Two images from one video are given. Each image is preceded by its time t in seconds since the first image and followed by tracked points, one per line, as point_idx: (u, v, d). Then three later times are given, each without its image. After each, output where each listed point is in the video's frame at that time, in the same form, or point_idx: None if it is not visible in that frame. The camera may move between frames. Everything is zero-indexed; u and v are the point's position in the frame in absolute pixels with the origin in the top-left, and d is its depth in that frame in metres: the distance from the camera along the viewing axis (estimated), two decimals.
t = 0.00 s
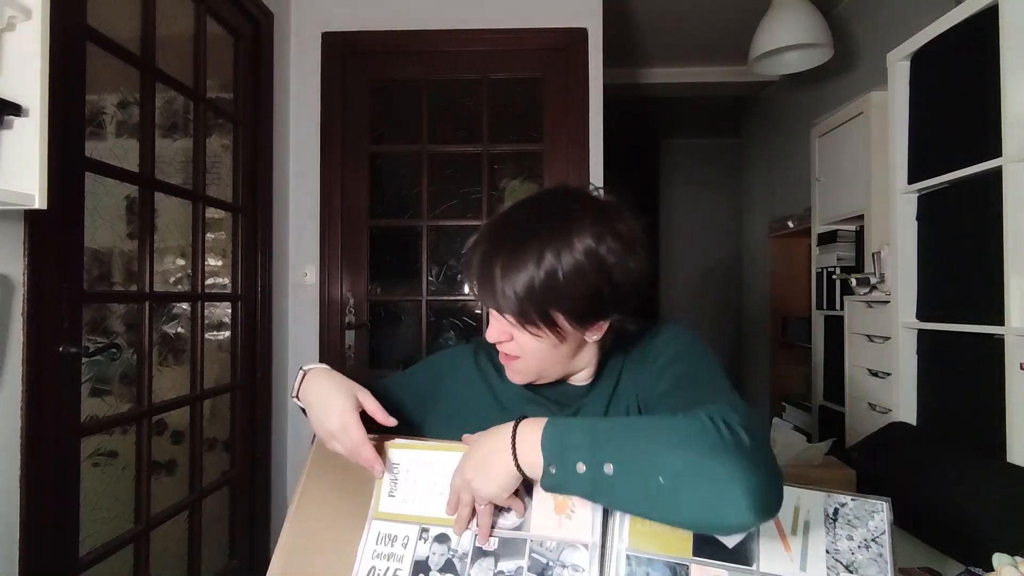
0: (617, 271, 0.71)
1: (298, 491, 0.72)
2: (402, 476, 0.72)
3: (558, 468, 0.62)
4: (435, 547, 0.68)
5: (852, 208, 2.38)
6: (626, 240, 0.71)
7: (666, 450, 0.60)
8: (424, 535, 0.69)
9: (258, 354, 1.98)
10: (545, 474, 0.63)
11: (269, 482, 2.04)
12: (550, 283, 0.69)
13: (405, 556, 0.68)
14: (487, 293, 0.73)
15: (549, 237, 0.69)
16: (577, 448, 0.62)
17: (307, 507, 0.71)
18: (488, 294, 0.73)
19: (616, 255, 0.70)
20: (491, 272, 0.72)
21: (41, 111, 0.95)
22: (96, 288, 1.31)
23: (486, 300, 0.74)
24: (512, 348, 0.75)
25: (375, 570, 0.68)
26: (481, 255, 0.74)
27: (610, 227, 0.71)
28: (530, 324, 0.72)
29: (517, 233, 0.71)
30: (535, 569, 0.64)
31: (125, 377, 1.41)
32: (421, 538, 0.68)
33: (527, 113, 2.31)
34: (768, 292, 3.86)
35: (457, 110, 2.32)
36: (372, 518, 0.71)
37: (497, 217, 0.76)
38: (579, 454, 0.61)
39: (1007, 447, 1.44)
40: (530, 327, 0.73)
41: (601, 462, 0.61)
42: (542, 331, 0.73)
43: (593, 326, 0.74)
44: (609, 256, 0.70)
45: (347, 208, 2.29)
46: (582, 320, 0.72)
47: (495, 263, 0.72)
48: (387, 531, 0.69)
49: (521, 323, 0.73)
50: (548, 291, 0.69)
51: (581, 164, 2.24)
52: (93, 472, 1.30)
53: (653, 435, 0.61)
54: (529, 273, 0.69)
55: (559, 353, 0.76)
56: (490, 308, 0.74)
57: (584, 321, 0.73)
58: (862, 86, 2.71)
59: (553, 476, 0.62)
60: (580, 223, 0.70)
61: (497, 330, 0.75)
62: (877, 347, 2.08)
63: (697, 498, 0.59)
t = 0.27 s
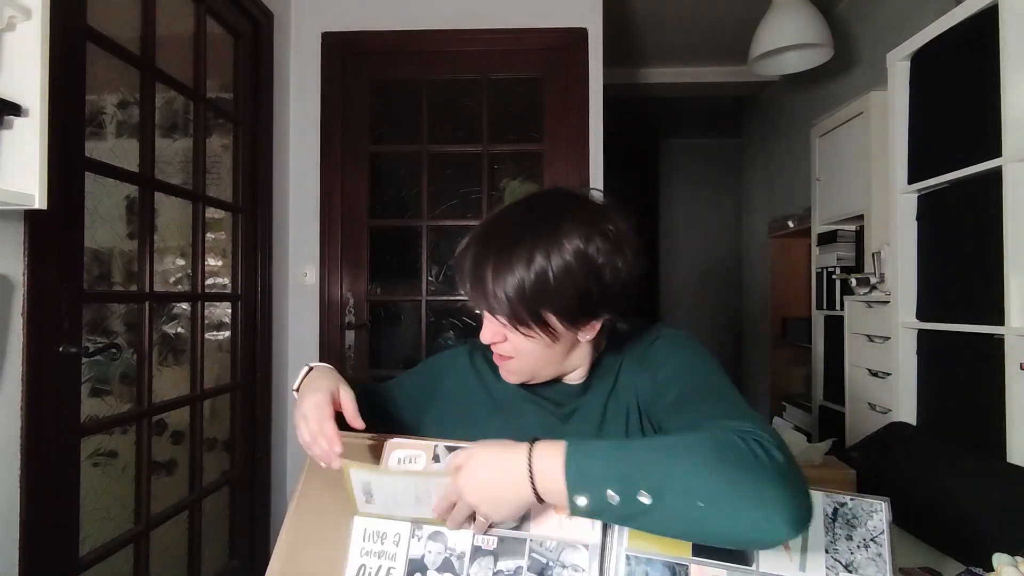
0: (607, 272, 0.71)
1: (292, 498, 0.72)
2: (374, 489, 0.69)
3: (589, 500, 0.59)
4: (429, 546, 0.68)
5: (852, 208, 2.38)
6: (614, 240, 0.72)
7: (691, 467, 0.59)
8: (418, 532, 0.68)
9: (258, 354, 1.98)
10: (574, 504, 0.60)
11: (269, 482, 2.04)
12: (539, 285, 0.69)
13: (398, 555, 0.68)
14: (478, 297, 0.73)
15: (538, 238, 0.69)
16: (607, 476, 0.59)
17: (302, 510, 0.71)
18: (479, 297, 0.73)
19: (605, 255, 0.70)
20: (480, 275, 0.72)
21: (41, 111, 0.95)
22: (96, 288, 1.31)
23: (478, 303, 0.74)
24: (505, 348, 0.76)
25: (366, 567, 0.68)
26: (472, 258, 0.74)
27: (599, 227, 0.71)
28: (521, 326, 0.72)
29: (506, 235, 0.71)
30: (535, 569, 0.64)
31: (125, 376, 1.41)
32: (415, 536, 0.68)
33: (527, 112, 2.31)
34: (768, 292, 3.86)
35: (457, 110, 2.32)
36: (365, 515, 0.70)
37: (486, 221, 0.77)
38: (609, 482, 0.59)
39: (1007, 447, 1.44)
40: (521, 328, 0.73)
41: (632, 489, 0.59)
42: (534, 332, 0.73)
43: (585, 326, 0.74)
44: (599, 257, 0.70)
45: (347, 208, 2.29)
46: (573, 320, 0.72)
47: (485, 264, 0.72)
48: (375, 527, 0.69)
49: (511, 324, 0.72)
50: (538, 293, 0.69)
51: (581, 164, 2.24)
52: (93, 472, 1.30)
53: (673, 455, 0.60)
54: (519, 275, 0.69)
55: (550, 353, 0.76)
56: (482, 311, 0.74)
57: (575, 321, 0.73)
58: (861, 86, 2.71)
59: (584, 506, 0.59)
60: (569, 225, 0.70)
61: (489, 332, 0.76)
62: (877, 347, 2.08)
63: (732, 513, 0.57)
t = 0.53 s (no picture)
0: (608, 271, 0.71)
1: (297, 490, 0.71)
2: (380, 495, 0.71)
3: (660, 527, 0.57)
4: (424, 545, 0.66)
5: (852, 208, 2.38)
6: (614, 240, 0.72)
7: (761, 481, 0.57)
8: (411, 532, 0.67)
9: (257, 354, 1.98)
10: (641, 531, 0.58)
11: (269, 482, 2.04)
12: (543, 285, 0.69)
13: (389, 556, 0.66)
14: (481, 300, 0.72)
15: (540, 238, 0.69)
16: (680, 502, 0.57)
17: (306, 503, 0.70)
18: (483, 300, 0.72)
19: (606, 254, 0.70)
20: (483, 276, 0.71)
21: (41, 111, 0.95)
22: (96, 288, 1.31)
23: (480, 307, 0.73)
24: (508, 353, 0.76)
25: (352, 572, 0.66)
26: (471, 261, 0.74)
27: (598, 227, 0.71)
28: (524, 328, 0.72)
29: (507, 237, 0.71)
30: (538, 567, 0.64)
31: (125, 376, 1.40)
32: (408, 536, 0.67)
33: (527, 113, 2.31)
34: (768, 292, 3.86)
35: (457, 110, 2.32)
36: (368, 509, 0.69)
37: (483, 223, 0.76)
38: (684, 506, 0.57)
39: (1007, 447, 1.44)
40: (525, 329, 0.72)
41: (707, 511, 0.57)
42: (539, 335, 0.73)
43: (589, 327, 0.74)
44: (600, 257, 0.70)
45: (347, 208, 2.29)
46: (577, 320, 0.72)
47: (486, 267, 0.71)
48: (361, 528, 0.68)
49: (516, 326, 0.72)
50: (542, 294, 0.69)
51: (581, 164, 2.24)
52: (93, 472, 1.30)
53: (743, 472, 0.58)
54: (522, 276, 0.69)
55: (554, 355, 0.77)
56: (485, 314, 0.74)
57: (580, 321, 0.72)
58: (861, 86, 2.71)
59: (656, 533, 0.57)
60: (567, 223, 0.70)
61: (493, 335, 0.76)
62: (877, 347, 2.08)
63: (807, 522, 0.57)
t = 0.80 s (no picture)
0: (612, 257, 0.72)
1: (298, 490, 0.71)
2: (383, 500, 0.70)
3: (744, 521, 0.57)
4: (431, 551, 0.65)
5: (852, 208, 2.38)
6: (612, 227, 0.73)
7: (831, 481, 0.60)
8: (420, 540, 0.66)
9: (257, 354, 1.98)
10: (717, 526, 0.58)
11: (269, 482, 2.04)
12: (554, 275, 0.69)
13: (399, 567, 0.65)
14: (490, 298, 0.71)
15: (543, 229, 0.70)
16: (761, 497, 0.58)
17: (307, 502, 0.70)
18: (493, 298, 0.71)
19: (607, 242, 0.72)
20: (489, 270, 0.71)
21: (41, 111, 0.95)
22: (96, 288, 1.31)
23: (489, 305, 0.71)
24: (521, 354, 0.75)
25: None
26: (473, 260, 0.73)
27: (595, 216, 0.73)
28: (535, 320, 0.71)
29: (509, 232, 0.71)
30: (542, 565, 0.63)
31: (125, 376, 1.41)
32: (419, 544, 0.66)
33: (527, 112, 2.31)
34: (768, 292, 3.86)
35: (457, 109, 2.32)
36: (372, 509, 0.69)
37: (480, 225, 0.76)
38: (763, 500, 0.58)
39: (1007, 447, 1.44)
40: (536, 321, 0.71)
41: (786, 506, 0.58)
42: (556, 324, 0.72)
43: (598, 313, 0.74)
44: (602, 243, 0.71)
45: (347, 208, 2.28)
46: (588, 306, 0.72)
47: (492, 263, 0.70)
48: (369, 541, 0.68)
49: (529, 319, 0.71)
50: (553, 284, 0.69)
51: (581, 164, 2.24)
52: (93, 472, 1.30)
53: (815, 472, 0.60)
54: (532, 268, 0.68)
55: (567, 346, 0.75)
56: (492, 312, 0.72)
57: (590, 306, 0.73)
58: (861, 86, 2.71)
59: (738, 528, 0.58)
60: (567, 214, 0.72)
61: (503, 336, 0.74)
62: (877, 347, 2.08)
63: (868, 517, 0.60)
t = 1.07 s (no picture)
0: (607, 255, 0.72)
1: (298, 497, 0.71)
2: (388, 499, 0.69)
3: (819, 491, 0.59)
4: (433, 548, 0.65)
5: (852, 208, 2.38)
6: (603, 225, 0.74)
7: (880, 458, 0.64)
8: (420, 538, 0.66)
9: (258, 354, 1.98)
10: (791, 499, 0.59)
11: (269, 482, 2.04)
12: (552, 278, 0.68)
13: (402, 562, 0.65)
14: (492, 311, 0.70)
15: (533, 235, 0.70)
16: (829, 469, 0.60)
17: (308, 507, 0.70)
18: (494, 311, 0.70)
19: (600, 242, 0.72)
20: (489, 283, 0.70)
21: (40, 111, 0.95)
22: (96, 288, 1.31)
23: (491, 319, 0.71)
24: (528, 366, 0.74)
25: None
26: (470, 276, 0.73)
27: (585, 215, 0.73)
28: (539, 333, 0.71)
29: (502, 240, 0.71)
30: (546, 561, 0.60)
31: (125, 376, 1.40)
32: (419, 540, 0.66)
33: (527, 112, 2.30)
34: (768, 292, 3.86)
35: (457, 109, 2.32)
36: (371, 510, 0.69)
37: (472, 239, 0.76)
38: (832, 474, 0.60)
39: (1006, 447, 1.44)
40: (540, 332, 0.71)
41: (851, 478, 0.61)
42: (561, 336, 0.72)
43: (598, 317, 0.75)
44: (595, 244, 0.71)
45: (347, 208, 2.29)
46: (589, 307, 0.72)
47: (489, 274, 0.70)
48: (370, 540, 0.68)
49: (533, 329, 0.70)
50: (552, 287, 0.69)
51: (581, 164, 2.24)
52: (93, 472, 1.30)
53: (862, 448, 0.64)
54: (529, 275, 0.68)
55: (573, 354, 0.76)
56: (495, 327, 0.72)
57: (591, 310, 0.73)
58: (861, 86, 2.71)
59: (816, 499, 0.59)
60: (555, 218, 0.72)
61: (509, 352, 0.74)
62: (877, 347, 2.08)
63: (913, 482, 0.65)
